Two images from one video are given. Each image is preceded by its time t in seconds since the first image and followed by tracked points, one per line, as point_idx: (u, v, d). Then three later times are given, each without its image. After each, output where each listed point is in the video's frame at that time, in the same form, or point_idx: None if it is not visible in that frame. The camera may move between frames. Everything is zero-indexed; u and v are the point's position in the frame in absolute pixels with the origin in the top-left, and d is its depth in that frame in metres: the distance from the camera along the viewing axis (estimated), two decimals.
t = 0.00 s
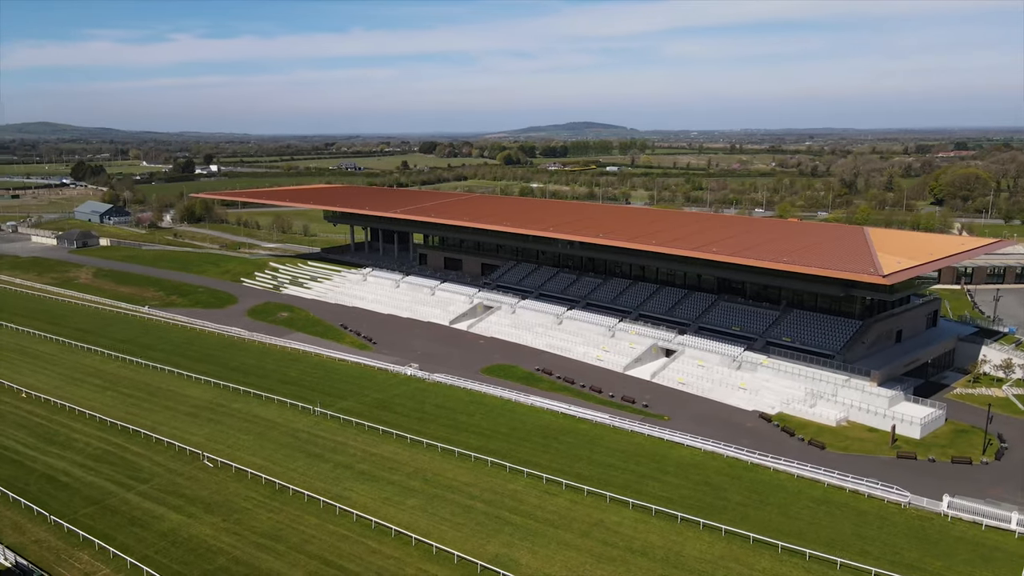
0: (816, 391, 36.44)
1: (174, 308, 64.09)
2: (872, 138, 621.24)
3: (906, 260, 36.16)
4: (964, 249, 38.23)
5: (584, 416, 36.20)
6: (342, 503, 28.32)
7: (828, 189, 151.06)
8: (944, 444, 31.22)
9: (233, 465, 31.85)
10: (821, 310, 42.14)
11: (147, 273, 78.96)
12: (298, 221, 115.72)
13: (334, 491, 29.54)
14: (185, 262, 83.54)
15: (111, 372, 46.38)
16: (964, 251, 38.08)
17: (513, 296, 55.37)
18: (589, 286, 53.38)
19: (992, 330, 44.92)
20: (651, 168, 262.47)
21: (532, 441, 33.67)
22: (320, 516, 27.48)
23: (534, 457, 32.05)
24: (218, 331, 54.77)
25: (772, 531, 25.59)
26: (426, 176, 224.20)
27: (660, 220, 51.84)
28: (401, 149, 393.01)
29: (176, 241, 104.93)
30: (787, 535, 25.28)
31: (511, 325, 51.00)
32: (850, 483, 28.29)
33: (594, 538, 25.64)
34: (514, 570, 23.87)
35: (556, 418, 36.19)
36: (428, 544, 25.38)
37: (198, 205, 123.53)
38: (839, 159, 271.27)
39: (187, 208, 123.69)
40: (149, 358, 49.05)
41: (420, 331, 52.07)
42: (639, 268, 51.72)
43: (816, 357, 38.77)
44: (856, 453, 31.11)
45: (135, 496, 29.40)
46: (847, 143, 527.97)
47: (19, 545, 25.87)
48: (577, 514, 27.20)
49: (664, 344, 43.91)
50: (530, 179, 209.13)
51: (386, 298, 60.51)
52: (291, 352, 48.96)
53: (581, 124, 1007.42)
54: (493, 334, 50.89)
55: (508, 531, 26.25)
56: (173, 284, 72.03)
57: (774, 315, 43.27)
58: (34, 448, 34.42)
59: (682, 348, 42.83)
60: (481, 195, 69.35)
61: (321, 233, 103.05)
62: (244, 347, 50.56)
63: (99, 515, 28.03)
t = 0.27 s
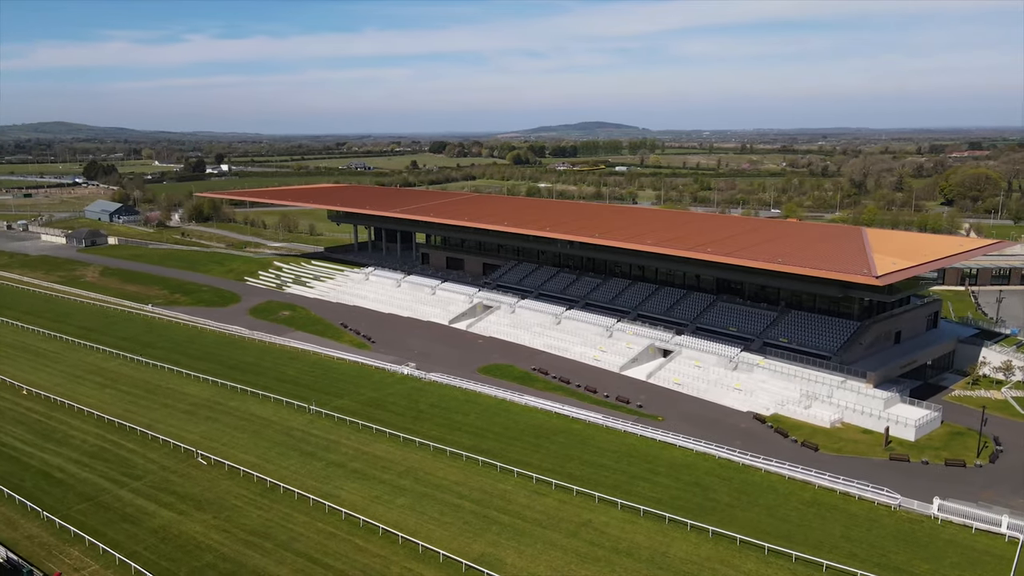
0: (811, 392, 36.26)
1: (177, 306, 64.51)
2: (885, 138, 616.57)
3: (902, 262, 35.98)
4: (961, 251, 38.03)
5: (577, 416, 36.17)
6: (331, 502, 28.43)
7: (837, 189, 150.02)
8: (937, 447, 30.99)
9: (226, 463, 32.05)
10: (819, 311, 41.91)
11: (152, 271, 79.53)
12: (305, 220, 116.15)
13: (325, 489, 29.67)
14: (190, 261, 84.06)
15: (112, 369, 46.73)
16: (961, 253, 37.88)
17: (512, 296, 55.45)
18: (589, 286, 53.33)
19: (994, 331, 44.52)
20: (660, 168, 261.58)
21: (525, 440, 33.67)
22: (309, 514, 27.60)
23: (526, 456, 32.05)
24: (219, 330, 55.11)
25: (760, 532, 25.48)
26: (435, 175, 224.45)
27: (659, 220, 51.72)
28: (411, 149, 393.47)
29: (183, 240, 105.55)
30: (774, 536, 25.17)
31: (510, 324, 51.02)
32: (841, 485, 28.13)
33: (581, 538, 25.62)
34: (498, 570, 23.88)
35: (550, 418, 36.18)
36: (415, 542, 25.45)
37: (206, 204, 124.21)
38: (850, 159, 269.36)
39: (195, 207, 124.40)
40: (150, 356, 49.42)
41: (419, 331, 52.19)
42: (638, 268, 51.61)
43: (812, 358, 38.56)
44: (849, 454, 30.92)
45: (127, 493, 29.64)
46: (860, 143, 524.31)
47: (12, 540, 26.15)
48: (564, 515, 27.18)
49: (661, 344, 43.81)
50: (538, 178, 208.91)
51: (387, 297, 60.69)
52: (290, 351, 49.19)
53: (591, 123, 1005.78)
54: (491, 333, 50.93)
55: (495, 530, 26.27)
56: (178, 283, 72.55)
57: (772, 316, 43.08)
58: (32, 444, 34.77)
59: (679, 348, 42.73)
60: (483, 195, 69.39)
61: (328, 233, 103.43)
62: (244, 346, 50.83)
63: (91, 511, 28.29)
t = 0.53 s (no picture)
0: (806, 394, 36.08)
1: (181, 305, 64.95)
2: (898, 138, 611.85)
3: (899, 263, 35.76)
4: (960, 252, 37.76)
5: (570, 416, 36.17)
6: (320, 500, 28.55)
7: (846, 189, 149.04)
8: (931, 449, 30.77)
9: (219, 461, 32.26)
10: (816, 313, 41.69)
11: (158, 270, 80.07)
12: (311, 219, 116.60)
13: (315, 487, 29.80)
14: (196, 260, 84.57)
15: (112, 367, 47.11)
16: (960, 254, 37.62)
17: (512, 296, 55.47)
18: (588, 286, 53.28)
19: (994, 334, 44.10)
20: (669, 168, 260.90)
21: (517, 440, 33.67)
22: (298, 512, 27.73)
23: (517, 456, 32.07)
24: (220, 328, 55.45)
25: (747, 534, 25.38)
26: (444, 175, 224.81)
27: (658, 220, 51.59)
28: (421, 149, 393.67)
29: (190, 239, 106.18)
30: (761, 538, 25.07)
31: (509, 324, 51.05)
32: (831, 487, 27.98)
33: (567, 538, 25.61)
34: (483, 569, 23.92)
35: (543, 418, 36.18)
36: (401, 541, 25.53)
37: (213, 203, 124.95)
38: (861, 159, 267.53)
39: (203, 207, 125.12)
40: (151, 354, 49.80)
41: (418, 330, 52.31)
42: (637, 268, 51.50)
43: (808, 359, 38.37)
44: (841, 456, 30.75)
45: (120, 489, 29.89)
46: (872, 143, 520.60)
47: (4, 536, 26.43)
48: (552, 515, 27.18)
49: (657, 344, 43.73)
50: (546, 178, 208.68)
51: (387, 297, 60.87)
52: (289, 350, 49.41)
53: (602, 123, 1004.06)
54: (490, 333, 50.99)
55: (482, 530, 26.30)
56: (182, 282, 72.99)
57: (769, 316, 42.89)
58: (29, 441, 35.12)
59: (676, 349, 42.63)
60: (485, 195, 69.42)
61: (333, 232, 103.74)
62: (244, 344, 51.10)
63: (84, 507, 28.54)
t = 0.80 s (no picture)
0: (800, 395, 35.91)
1: (184, 303, 65.38)
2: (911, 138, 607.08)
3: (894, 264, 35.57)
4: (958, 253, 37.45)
5: (563, 416, 36.17)
6: (310, 499, 28.69)
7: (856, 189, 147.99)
8: (923, 452, 30.54)
9: (212, 458, 32.46)
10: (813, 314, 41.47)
11: (164, 269, 80.63)
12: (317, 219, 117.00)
13: (305, 486, 29.94)
14: (201, 259, 85.08)
15: (113, 365, 47.49)
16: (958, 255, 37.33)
17: (511, 296, 55.50)
18: (587, 286, 53.23)
19: (995, 336, 43.70)
20: (678, 168, 259.98)
21: (508, 440, 33.69)
22: (287, 511, 27.85)
23: (507, 456, 32.09)
24: (221, 327, 55.79)
25: (733, 535, 25.30)
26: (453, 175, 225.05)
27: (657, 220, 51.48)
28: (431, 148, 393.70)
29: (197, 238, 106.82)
30: (746, 539, 24.98)
31: (507, 324, 51.09)
32: (820, 489, 27.84)
33: (552, 538, 25.60)
34: (467, 569, 23.95)
35: (536, 418, 36.17)
36: (387, 540, 25.60)
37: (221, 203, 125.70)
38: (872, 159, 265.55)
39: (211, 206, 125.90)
40: (151, 352, 50.17)
41: (417, 329, 52.44)
42: (636, 268, 51.40)
43: (803, 361, 38.19)
44: (833, 458, 30.58)
45: (113, 486, 30.14)
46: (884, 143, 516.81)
47: None
48: (539, 515, 27.17)
49: (654, 345, 43.64)
50: (555, 178, 208.43)
51: (388, 296, 61.06)
52: (288, 349, 49.64)
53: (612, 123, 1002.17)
54: (488, 332, 51.04)
55: (468, 530, 26.32)
56: (186, 281, 73.44)
57: (766, 317, 42.71)
58: (27, 437, 35.49)
59: (672, 350, 42.53)
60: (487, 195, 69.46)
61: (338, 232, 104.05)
62: (244, 343, 51.38)
63: (76, 504, 28.82)
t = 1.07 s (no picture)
0: (795, 397, 35.74)
1: (188, 302, 65.83)
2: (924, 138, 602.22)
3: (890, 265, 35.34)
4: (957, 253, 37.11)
5: (557, 416, 36.17)
6: (300, 496, 28.83)
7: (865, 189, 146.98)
8: (917, 454, 30.32)
9: (206, 456, 32.68)
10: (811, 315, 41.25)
11: (169, 268, 81.20)
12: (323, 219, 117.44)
13: (296, 484, 30.09)
14: (206, 258, 85.62)
15: (114, 363, 47.87)
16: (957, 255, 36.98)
17: (511, 295, 55.52)
18: (586, 286, 53.17)
19: (996, 338, 43.29)
20: (688, 168, 259.10)
21: (500, 440, 33.72)
22: (276, 509, 28.01)
23: (499, 456, 32.11)
24: (223, 325, 56.15)
25: (719, 536, 25.24)
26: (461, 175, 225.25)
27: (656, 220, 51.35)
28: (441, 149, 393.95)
29: (204, 237, 107.46)
30: (733, 541, 24.89)
31: (506, 324, 51.13)
32: (810, 491, 27.71)
33: (539, 538, 25.62)
34: (451, 567, 24.01)
35: (530, 418, 36.17)
36: (374, 539, 25.69)
37: (229, 202, 126.39)
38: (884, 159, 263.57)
39: (218, 206, 126.58)
40: (153, 350, 50.55)
41: (416, 329, 52.56)
42: (635, 268, 51.30)
43: (799, 362, 38.00)
44: (825, 460, 30.43)
45: (107, 483, 30.42)
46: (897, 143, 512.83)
47: None
48: (527, 514, 27.19)
49: (651, 345, 43.56)
50: (563, 178, 208.13)
51: (389, 296, 61.25)
52: (288, 347, 49.90)
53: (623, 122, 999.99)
54: (487, 332, 51.10)
55: (455, 529, 26.36)
56: (191, 279, 73.89)
57: (763, 318, 42.53)
58: (25, 434, 35.86)
59: (668, 350, 42.43)
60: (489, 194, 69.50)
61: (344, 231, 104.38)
62: (245, 342, 51.67)
63: (70, 500, 29.09)
